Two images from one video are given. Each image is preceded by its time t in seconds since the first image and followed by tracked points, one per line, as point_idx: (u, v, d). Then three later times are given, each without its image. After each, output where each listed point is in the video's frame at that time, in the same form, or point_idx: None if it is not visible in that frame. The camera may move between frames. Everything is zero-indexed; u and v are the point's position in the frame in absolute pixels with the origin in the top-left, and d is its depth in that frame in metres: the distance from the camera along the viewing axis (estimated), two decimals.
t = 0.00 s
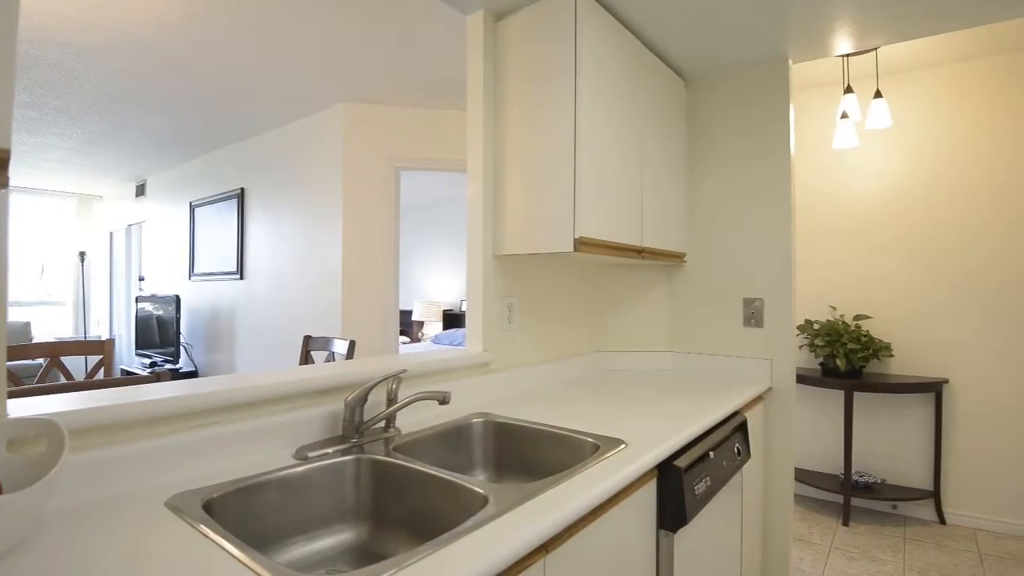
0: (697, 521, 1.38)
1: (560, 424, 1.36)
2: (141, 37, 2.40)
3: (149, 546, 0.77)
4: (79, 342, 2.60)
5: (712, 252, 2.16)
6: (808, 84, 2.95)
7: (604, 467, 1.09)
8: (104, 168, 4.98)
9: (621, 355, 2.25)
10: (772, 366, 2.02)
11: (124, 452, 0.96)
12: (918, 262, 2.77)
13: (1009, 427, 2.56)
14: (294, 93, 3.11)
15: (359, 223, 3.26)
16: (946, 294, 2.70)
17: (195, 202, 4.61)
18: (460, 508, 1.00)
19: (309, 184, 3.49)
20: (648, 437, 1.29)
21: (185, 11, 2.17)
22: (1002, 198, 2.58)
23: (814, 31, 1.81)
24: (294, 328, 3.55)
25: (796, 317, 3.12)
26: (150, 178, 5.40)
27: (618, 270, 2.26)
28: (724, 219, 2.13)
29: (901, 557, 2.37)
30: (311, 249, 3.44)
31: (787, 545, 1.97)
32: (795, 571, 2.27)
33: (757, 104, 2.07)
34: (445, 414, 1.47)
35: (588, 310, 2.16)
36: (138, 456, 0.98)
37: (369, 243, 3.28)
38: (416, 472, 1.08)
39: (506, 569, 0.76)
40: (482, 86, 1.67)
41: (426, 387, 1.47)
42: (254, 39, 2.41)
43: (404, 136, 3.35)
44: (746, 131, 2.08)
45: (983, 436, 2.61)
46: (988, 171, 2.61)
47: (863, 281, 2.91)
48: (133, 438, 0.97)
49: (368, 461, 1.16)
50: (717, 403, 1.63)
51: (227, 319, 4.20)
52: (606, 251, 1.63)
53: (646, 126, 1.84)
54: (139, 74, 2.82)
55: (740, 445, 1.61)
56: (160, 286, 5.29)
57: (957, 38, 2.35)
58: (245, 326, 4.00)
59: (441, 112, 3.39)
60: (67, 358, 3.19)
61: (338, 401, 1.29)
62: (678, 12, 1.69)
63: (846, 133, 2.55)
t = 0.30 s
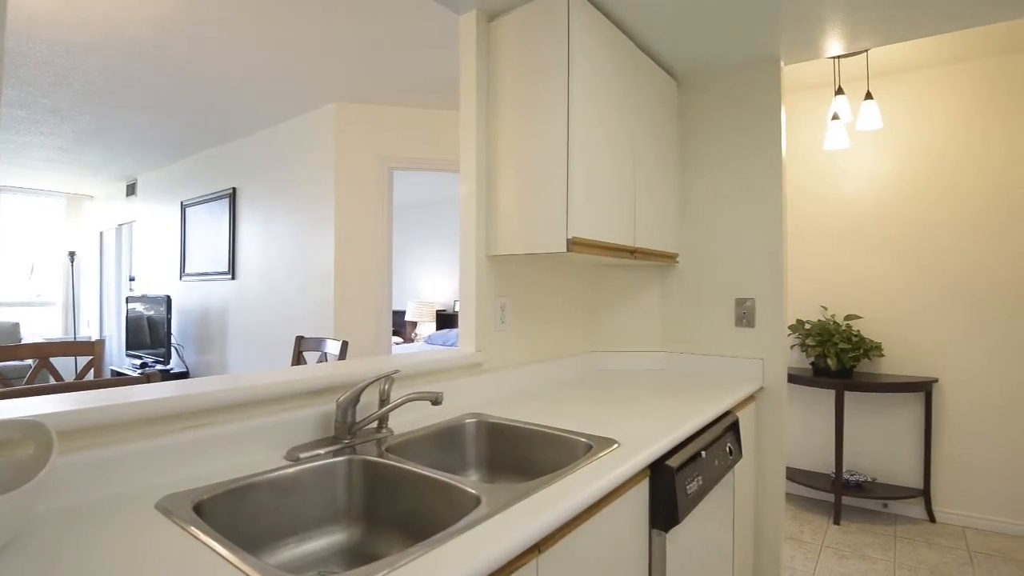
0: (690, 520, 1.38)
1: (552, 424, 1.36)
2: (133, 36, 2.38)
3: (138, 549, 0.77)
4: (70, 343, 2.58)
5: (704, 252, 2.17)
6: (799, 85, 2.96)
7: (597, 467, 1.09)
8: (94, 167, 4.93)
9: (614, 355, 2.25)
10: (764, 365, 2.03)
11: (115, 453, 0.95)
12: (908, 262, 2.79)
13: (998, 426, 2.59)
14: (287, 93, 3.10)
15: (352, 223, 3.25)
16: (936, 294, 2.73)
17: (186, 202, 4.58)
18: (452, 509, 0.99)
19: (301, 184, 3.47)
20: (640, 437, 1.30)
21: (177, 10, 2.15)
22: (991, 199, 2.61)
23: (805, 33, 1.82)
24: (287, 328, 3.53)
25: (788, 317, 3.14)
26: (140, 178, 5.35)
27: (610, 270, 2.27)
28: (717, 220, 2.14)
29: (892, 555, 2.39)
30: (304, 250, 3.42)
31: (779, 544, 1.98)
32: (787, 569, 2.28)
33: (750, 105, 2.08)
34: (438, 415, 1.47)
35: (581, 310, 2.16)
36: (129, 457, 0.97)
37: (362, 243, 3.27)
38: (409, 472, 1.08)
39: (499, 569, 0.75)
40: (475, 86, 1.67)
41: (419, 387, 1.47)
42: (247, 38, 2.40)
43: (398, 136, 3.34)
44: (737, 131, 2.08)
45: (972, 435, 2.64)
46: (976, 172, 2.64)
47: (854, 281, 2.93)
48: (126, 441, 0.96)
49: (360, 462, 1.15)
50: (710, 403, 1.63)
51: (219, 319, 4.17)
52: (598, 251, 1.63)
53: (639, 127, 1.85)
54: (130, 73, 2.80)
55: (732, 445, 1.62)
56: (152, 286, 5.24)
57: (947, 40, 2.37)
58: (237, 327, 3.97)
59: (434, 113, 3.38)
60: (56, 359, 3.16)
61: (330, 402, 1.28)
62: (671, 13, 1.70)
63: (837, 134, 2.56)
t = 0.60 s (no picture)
0: (681, 519, 1.39)
1: (544, 424, 1.36)
2: (124, 34, 2.36)
3: (129, 551, 0.76)
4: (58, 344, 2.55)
5: (696, 253, 2.18)
6: (790, 86, 2.98)
7: (589, 467, 1.09)
8: (83, 166, 4.88)
9: (607, 355, 2.25)
10: (756, 366, 2.04)
11: (105, 455, 0.94)
12: (898, 262, 2.82)
13: (986, 425, 2.61)
14: (278, 92, 3.08)
15: (344, 223, 3.24)
16: (925, 294, 2.75)
17: (176, 202, 4.54)
18: (444, 509, 0.99)
19: (293, 184, 3.45)
20: (632, 436, 1.30)
21: (169, 8, 2.14)
22: (980, 200, 2.63)
23: (796, 35, 1.83)
24: (278, 329, 3.52)
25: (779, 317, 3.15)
26: (130, 177, 5.31)
27: (603, 270, 2.28)
28: (708, 220, 2.15)
29: (882, 553, 2.41)
30: (296, 250, 3.40)
31: (770, 542, 1.99)
32: (778, 568, 2.29)
33: (741, 106, 2.09)
34: (430, 415, 1.47)
35: (574, 309, 2.17)
36: (119, 459, 0.96)
37: (354, 243, 3.26)
38: (400, 472, 1.07)
39: (489, 570, 0.75)
40: (468, 86, 1.67)
41: (411, 388, 1.46)
42: (239, 37, 2.38)
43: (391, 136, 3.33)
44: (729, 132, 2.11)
45: (961, 433, 2.66)
46: (965, 173, 2.66)
47: (844, 281, 2.95)
48: (113, 443, 0.96)
49: (352, 463, 1.15)
50: (704, 403, 1.64)
51: (210, 319, 4.15)
52: (590, 251, 1.63)
53: (631, 128, 1.85)
54: (121, 72, 2.78)
55: (723, 444, 1.63)
56: (142, 286, 5.19)
57: (937, 42, 2.40)
58: (228, 327, 3.95)
59: (427, 112, 3.38)
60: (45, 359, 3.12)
61: (322, 402, 1.28)
62: (663, 14, 1.70)
63: (828, 135, 2.58)
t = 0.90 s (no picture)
0: (673, 519, 1.39)
1: (535, 424, 1.36)
2: (113, 32, 2.34)
3: (117, 553, 0.75)
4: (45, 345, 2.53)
5: (687, 253, 2.19)
6: (781, 87, 3.00)
7: (581, 466, 1.09)
8: (71, 165, 4.83)
9: (599, 355, 2.26)
10: (746, 366, 2.05)
11: (93, 456, 0.93)
12: (887, 262, 2.84)
13: (973, 423, 2.64)
14: (270, 91, 3.06)
15: (336, 223, 3.22)
16: (914, 294, 2.78)
17: (165, 201, 4.50)
18: (435, 509, 0.99)
19: (284, 183, 3.43)
20: (623, 436, 1.30)
21: (159, 6, 2.12)
22: (967, 201, 2.66)
23: (787, 36, 1.85)
24: (269, 329, 3.49)
25: (770, 317, 3.17)
26: (119, 176, 5.26)
27: (595, 271, 2.29)
28: (699, 221, 2.16)
29: (871, 551, 2.43)
30: (287, 250, 3.38)
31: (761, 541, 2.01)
32: (769, 566, 2.31)
33: (732, 107, 2.10)
34: (421, 415, 1.47)
35: (566, 309, 2.17)
36: (108, 460, 0.95)
37: (346, 243, 3.25)
38: (392, 473, 1.07)
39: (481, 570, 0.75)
40: (460, 86, 1.66)
41: (403, 388, 1.46)
42: (230, 35, 2.37)
43: (383, 136, 3.32)
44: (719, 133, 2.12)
45: (949, 432, 2.69)
46: (953, 175, 2.69)
47: (834, 281, 2.98)
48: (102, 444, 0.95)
49: (343, 463, 1.14)
50: (695, 402, 1.65)
51: (200, 319, 4.11)
52: (582, 252, 1.64)
53: (623, 128, 1.86)
54: (110, 70, 2.75)
55: (714, 443, 1.64)
56: (131, 287, 5.14)
57: (926, 44, 2.42)
58: (218, 327, 3.92)
59: (420, 112, 3.37)
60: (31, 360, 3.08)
61: (312, 403, 1.27)
62: (654, 15, 1.71)
63: (818, 136, 2.60)
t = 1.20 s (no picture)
0: (664, 518, 1.40)
1: (527, 423, 1.36)
2: (102, 30, 2.31)
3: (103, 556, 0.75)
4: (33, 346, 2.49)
5: (678, 253, 2.19)
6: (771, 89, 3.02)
7: (572, 466, 1.09)
8: (58, 164, 4.77)
9: (590, 354, 2.26)
10: (737, 365, 2.06)
11: (80, 458, 0.93)
12: (876, 262, 2.87)
13: (961, 422, 2.67)
14: (260, 90, 3.04)
15: (328, 223, 3.21)
16: (902, 294, 2.81)
17: (155, 201, 4.46)
18: (426, 510, 0.99)
19: (275, 183, 3.41)
20: (614, 436, 1.30)
21: (148, 3, 2.10)
22: (954, 202, 2.69)
23: (777, 38, 1.86)
24: (260, 329, 3.47)
25: (760, 316, 3.19)
26: (107, 174, 5.20)
27: (586, 270, 2.29)
28: (690, 221, 2.17)
29: (860, 549, 2.45)
30: (278, 249, 3.36)
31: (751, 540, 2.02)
32: (759, 565, 2.32)
33: (723, 108, 2.11)
34: (413, 416, 1.46)
35: (557, 309, 2.17)
36: (96, 462, 0.94)
37: (338, 243, 3.23)
38: (382, 474, 1.07)
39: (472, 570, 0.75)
40: (451, 86, 1.66)
41: (394, 388, 1.46)
42: (221, 34, 2.35)
43: (374, 135, 3.31)
44: (710, 134, 2.13)
45: (936, 430, 2.72)
46: (941, 176, 2.72)
47: (823, 281, 3.00)
48: (89, 446, 0.94)
49: (333, 464, 1.14)
50: (686, 401, 1.66)
51: (189, 320, 4.08)
52: (574, 252, 1.64)
53: (614, 129, 1.86)
54: (99, 68, 2.73)
55: (705, 442, 1.64)
56: (119, 287, 5.09)
57: (915, 46, 2.44)
58: (208, 328, 3.89)
59: (412, 112, 3.36)
60: (17, 362, 3.04)
61: (303, 404, 1.26)
62: (646, 17, 1.72)
63: (807, 137, 2.62)
